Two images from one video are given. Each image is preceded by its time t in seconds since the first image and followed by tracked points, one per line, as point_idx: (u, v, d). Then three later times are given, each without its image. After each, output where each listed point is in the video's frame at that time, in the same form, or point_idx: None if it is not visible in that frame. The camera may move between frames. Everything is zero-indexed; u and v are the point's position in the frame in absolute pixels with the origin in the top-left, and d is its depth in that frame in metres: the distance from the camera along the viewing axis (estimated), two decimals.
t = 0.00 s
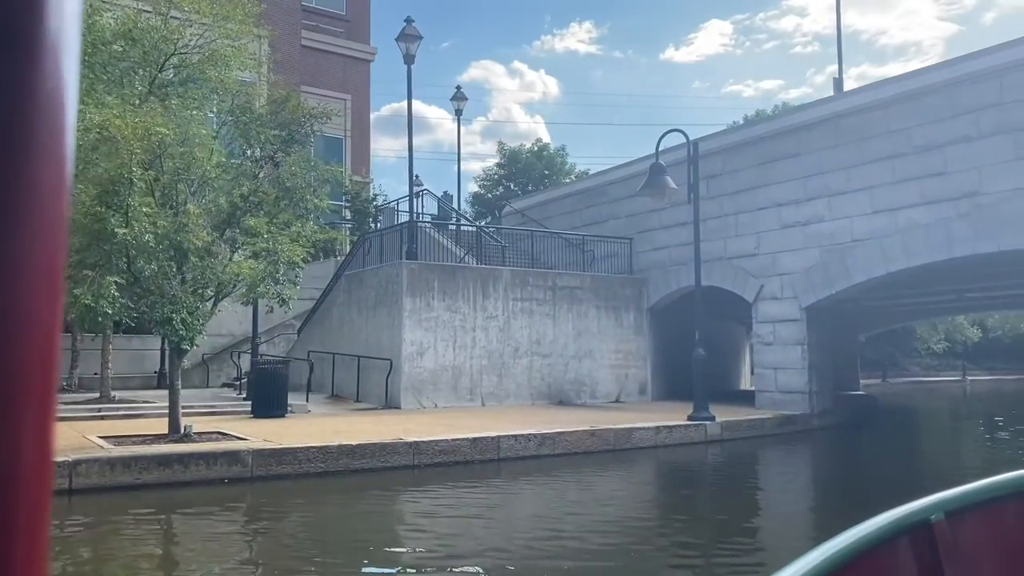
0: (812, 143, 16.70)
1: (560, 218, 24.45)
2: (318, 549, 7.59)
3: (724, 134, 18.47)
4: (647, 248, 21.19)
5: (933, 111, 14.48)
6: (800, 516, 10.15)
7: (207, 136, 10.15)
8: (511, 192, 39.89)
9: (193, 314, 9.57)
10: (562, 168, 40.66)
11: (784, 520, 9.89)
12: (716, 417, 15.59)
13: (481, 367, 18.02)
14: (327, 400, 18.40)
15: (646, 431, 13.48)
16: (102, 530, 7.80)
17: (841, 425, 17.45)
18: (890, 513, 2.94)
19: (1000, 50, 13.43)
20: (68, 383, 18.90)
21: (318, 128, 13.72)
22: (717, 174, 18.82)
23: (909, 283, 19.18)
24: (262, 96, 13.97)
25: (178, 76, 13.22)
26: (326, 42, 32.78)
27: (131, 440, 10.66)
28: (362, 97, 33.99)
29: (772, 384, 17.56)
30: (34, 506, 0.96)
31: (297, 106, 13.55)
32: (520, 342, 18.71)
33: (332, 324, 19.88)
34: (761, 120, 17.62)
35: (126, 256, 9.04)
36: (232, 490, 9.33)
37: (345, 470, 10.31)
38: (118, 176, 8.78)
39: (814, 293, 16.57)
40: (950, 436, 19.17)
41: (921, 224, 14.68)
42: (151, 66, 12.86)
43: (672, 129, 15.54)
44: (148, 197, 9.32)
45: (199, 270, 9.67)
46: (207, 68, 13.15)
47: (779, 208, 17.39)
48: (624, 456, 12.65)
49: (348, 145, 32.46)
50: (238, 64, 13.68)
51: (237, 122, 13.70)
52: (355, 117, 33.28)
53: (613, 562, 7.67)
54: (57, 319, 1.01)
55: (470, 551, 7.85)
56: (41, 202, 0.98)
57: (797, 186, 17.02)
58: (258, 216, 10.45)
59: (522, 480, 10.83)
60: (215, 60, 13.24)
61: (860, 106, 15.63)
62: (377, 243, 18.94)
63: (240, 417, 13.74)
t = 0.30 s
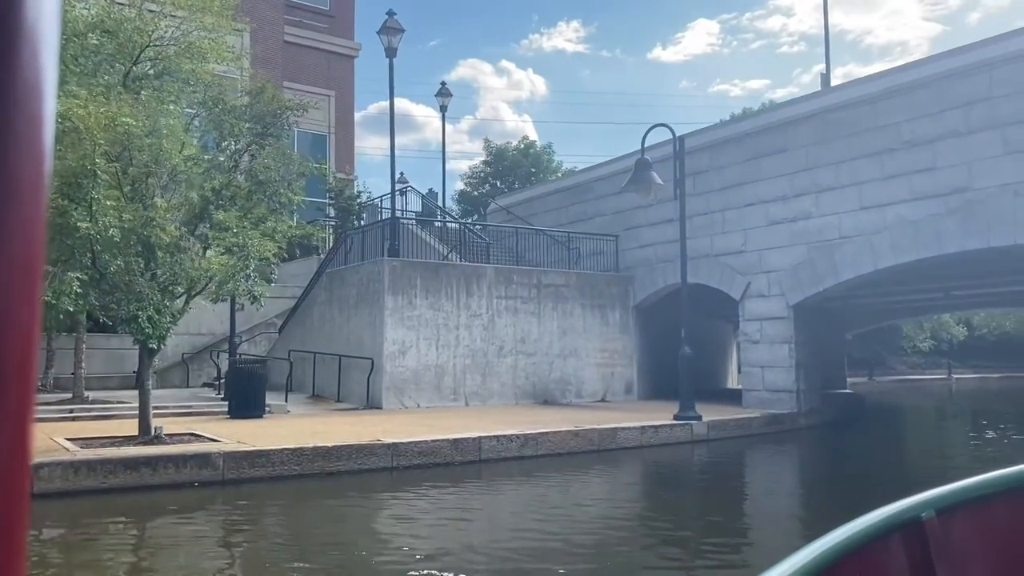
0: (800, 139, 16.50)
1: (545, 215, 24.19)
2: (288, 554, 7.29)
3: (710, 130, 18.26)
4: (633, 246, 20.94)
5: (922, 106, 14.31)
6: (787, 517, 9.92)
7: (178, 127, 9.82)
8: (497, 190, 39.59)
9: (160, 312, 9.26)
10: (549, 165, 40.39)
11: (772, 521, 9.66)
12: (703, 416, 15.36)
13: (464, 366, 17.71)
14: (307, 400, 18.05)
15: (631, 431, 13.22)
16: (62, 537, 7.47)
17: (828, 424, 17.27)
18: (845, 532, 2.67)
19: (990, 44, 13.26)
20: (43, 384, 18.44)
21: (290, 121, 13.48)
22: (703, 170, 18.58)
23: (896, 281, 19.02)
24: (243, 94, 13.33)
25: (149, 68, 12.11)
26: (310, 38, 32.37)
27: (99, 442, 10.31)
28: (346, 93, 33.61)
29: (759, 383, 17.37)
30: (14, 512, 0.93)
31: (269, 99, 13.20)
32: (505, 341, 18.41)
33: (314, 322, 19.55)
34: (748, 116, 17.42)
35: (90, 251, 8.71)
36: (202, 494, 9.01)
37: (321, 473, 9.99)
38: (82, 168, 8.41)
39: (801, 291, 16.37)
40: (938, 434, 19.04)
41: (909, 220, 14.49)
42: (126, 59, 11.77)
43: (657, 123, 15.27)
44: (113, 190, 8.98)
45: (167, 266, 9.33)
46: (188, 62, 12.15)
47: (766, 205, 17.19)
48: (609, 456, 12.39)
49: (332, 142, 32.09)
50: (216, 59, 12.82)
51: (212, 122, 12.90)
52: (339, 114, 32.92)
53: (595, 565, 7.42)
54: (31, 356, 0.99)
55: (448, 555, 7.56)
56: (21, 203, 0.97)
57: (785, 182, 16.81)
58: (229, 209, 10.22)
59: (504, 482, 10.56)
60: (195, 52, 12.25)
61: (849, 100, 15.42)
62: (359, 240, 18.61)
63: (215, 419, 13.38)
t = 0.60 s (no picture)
0: (788, 134, 16.28)
1: (531, 213, 23.93)
2: (258, 561, 6.98)
3: (697, 126, 18.01)
4: (619, 243, 20.70)
5: (911, 100, 14.12)
6: (776, 518, 9.68)
7: (147, 119, 9.51)
8: (483, 188, 39.33)
9: (126, 310, 8.90)
10: (536, 163, 40.15)
11: (761, 522, 9.42)
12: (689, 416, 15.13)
13: (448, 366, 17.40)
14: (287, 401, 17.72)
15: (616, 432, 12.96)
16: (19, 545, 7.13)
17: (816, 423, 17.07)
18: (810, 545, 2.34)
19: (978, 38, 13.07)
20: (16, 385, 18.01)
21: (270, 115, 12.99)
22: (690, 166, 18.33)
23: (884, 278, 18.85)
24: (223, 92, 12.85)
25: (122, 63, 11.35)
26: (293, 34, 32.00)
27: (66, 445, 9.95)
28: (330, 90, 33.25)
29: (746, 381, 17.15)
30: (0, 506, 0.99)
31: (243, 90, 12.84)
32: (489, 340, 18.13)
33: (294, 322, 19.23)
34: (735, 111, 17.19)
35: (52, 243, 8.44)
36: (170, 499, 8.67)
37: (296, 476, 9.67)
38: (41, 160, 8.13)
39: (789, 288, 16.15)
40: (926, 433, 18.89)
41: (898, 216, 14.30)
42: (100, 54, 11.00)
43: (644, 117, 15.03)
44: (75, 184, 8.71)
45: (133, 263, 8.99)
46: (167, 57, 11.47)
47: (753, 201, 16.96)
48: (593, 458, 12.12)
49: (315, 140, 31.76)
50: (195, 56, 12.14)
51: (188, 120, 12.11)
52: (322, 111, 32.58)
53: (579, 569, 7.14)
54: (19, 305, 1.01)
55: (424, 560, 7.27)
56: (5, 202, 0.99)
57: (772, 178, 16.59)
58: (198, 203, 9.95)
59: (486, 484, 10.27)
60: (172, 48, 11.54)
61: (838, 95, 15.20)
62: (341, 237, 18.29)
63: (190, 421, 13.05)
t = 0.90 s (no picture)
0: (775, 130, 16.07)
1: (517, 210, 23.66)
2: (225, 569, 6.67)
3: (685, 121, 17.76)
4: (606, 241, 20.46)
5: (900, 95, 13.93)
6: (765, 520, 9.43)
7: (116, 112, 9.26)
8: (470, 186, 39.04)
9: (89, 309, 8.59)
10: (523, 161, 39.87)
11: (749, 524, 9.17)
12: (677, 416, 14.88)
13: (432, 366, 17.09)
14: (268, 402, 17.38)
15: (603, 433, 12.68)
16: None
17: (805, 423, 16.87)
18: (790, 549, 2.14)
19: (968, 31, 12.89)
20: None
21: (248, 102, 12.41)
22: (678, 162, 18.08)
23: (873, 275, 18.65)
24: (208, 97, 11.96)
25: (96, 57, 10.62)
26: (277, 30, 31.63)
27: (32, 449, 9.60)
28: (314, 87, 32.89)
29: (734, 380, 16.93)
30: None
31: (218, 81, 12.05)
32: (474, 339, 17.83)
33: (275, 322, 18.92)
34: (721, 107, 16.98)
35: (13, 239, 8.22)
36: (138, 505, 8.34)
37: (270, 481, 9.35)
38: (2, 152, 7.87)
39: (777, 286, 15.93)
40: (914, 431, 18.73)
41: (887, 213, 14.11)
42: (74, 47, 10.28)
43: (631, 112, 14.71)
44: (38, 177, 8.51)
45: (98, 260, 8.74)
46: (143, 50, 10.69)
47: (741, 198, 16.73)
48: (579, 459, 11.84)
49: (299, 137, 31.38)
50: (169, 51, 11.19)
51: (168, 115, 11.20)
52: (306, 108, 32.21)
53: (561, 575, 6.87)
54: None
55: (400, 566, 6.98)
56: None
57: (760, 174, 16.37)
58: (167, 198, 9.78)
59: (468, 487, 9.98)
60: (151, 42, 10.76)
61: (827, 90, 15.00)
62: (323, 235, 17.96)
63: (165, 423, 12.70)
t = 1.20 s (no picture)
0: (763, 126, 15.84)
1: (503, 208, 23.37)
2: None
3: (672, 117, 17.51)
4: (593, 239, 20.21)
5: (889, 89, 13.72)
6: (755, 521, 9.15)
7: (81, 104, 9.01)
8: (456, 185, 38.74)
9: (48, 307, 8.26)
10: (510, 160, 39.58)
11: (739, 526, 8.90)
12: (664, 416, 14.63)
13: (416, 366, 16.77)
14: (249, 404, 17.04)
15: (589, 434, 12.38)
16: None
17: (794, 422, 16.65)
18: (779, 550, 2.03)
19: (958, 24, 12.69)
20: None
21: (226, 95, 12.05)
22: (665, 159, 17.83)
23: (863, 272, 18.43)
24: (183, 90, 11.59)
25: (69, 50, 10.01)
26: (261, 27, 31.23)
27: None
28: (299, 85, 32.50)
29: (723, 380, 16.69)
30: None
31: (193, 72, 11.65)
32: (459, 339, 17.51)
33: (255, 322, 18.58)
34: (708, 102, 16.75)
35: None
36: (102, 512, 8.00)
37: (243, 486, 9.01)
38: None
39: (766, 284, 15.69)
40: (904, 430, 18.54)
41: (877, 209, 13.89)
42: (45, 37, 9.77)
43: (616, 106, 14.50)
44: None
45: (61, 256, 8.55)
46: (119, 42, 10.16)
47: (729, 194, 16.49)
48: (565, 461, 11.55)
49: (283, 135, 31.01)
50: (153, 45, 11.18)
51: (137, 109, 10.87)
52: (291, 106, 31.83)
53: None
54: None
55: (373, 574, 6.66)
56: None
57: (748, 170, 16.14)
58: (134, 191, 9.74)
59: (449, 491, 9.66)
60: (127, 37, 10.24)
61: (816, 84, 14.77)
62: (304, 232, 17.64)
63: (139, 426, 12.35)
